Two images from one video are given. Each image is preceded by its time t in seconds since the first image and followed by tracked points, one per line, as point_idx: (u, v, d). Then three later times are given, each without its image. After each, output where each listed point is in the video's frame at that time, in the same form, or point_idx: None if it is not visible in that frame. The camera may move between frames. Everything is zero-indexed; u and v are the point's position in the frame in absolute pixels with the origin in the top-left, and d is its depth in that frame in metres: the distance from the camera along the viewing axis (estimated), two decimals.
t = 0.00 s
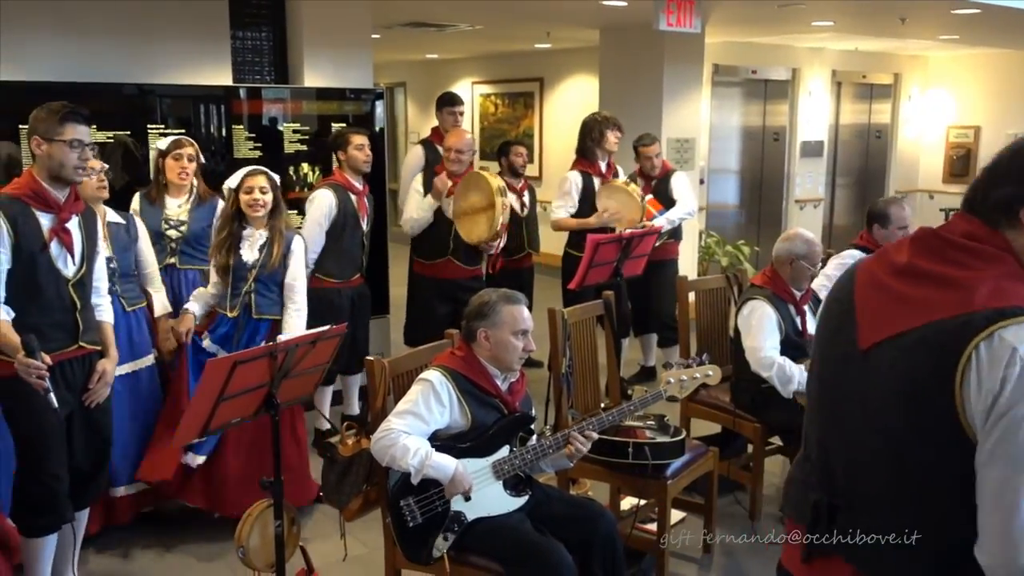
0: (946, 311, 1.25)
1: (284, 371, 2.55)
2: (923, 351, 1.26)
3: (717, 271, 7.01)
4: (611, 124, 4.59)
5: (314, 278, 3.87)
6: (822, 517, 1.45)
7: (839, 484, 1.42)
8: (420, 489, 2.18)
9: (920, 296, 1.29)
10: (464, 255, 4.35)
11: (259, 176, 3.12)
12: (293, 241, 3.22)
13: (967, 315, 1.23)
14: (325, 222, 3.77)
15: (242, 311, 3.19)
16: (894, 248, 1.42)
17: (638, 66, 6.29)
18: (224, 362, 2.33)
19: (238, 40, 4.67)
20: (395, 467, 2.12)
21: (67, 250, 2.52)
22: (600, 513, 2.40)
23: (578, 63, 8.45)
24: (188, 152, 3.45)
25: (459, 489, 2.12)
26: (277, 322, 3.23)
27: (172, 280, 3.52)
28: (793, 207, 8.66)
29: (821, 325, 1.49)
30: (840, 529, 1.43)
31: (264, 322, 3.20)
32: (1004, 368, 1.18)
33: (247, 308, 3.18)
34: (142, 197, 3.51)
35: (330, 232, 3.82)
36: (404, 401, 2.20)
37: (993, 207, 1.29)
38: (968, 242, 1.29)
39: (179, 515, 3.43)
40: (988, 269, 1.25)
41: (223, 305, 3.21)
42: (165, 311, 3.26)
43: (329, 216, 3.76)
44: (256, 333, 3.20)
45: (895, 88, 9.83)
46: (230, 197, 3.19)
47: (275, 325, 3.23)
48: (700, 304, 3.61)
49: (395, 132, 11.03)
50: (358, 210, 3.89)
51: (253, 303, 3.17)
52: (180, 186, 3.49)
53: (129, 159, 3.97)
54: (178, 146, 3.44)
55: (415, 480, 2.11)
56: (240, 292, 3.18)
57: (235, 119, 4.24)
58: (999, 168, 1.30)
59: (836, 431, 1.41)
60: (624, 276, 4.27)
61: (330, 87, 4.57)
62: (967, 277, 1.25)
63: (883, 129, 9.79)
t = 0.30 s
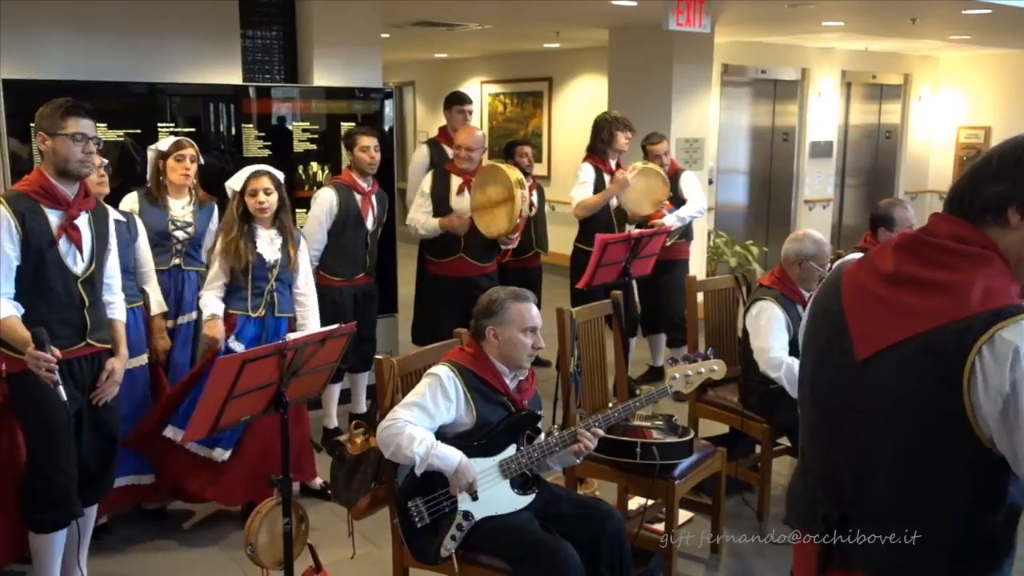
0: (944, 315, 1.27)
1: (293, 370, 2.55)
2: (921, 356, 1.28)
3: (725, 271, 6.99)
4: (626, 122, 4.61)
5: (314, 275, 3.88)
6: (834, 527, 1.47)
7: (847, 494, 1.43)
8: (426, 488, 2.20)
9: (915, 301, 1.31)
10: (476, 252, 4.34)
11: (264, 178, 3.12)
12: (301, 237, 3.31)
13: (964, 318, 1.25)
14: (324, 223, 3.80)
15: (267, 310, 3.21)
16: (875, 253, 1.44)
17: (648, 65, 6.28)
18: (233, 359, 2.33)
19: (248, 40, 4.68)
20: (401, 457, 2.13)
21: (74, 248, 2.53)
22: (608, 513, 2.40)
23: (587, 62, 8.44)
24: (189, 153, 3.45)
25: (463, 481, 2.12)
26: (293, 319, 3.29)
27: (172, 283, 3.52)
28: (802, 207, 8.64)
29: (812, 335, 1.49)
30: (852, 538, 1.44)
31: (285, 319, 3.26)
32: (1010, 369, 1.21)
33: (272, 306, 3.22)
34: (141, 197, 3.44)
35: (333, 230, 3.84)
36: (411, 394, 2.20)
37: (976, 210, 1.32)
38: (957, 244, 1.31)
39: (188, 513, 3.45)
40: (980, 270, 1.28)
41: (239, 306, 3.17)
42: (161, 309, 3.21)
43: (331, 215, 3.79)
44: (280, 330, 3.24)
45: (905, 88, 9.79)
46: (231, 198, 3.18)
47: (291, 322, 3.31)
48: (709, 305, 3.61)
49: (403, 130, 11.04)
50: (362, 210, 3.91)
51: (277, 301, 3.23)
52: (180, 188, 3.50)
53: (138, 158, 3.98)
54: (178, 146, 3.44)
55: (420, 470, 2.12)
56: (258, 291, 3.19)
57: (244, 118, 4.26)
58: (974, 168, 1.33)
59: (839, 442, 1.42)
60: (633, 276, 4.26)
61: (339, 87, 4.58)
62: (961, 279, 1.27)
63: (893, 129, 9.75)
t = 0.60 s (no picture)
0: (958, 301, 1.31)
1: (302, 367, 2.56)
2: (930, 339, 1.33)
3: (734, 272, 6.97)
4: (632, 122, 4.58)
5: (323, 275, 3.90)
6: (824, 497, 1.55)
7: (842, 467, 1.51)
8: (435, 488, 2.18)
9: (935, 286, 1.35)
10: (497, 255, 4.34)
11: (280, 175, 3.15)
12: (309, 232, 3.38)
13: (977, 305, 1.29)
14: (328, 225, 3.84)
15: (300, 302, 3.28)
16: (908, 242, 1.48)
17: (657, 65, 6.28)
18: (242, 357, 2.34)
19: (258, 38, 4.70)
20: (411, 463, 2.13)
21: (82, 247, 2.53)
22: (615, 513, 2.39)
23: (597, 62, 8.43)
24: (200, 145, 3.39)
25: (473, 489, 2.12)
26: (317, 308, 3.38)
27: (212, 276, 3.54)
28: (811, 207, 8.61)
29: (836, 316, 1.55)
30: (837, 513, 1.53)
31: (310, 309, 3.35)
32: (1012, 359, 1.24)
33: (302, 298, 3.30)
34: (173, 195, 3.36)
35: (337, 231, 3.86)
36: (420, 398, 2.20)
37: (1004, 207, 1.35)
38: (984, 237, 1.35)
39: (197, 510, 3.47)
40: (1002, 263, 1.31)
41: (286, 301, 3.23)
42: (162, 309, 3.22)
43: (334, 217, 3.82)
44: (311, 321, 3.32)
45: (915, 89, 9.75)
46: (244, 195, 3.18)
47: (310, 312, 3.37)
48: (718, 304, 3.61)
49: (412, 128, 11.05)
50: (365, 209, 3.92)
51: (304, 292, 3.32)
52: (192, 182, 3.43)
53: (147, 156, 3.99)
54: (188, 142, 3.36)
55: (429, 477, 2.11)
56: (291, 285, 3.26)
57: (253, 116, 4.27)
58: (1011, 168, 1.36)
59: (843, 416, 1.49)
60: (641, 276, 4.26)
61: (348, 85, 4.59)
62: (981, 269, 1.31)
63: (903, 130, 9.71)
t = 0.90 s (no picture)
0: (938, 286, 1.32)
1: (312, 366, 2.56)
2: (910, 321, 1.33)
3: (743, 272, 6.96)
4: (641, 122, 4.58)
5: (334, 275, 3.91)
6: (818, 478, 1.52)
7: (835, 447, 1.47)
8: (443, 488, 2.18)
9: (919, 276, 1.35)
10: (524, 255, 4.38)
11: (304, 176, 3.17)
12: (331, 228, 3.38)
13: (952, 286, 1.30)
14: (339, 222, 3.85)
15: (326, 299, 3.30)
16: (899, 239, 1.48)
17: (667, 65, 6.27)
18: (252, 356, 2.35)
19: (268, 38, 4.71)
20: (419, 463, 2.13)
21: (95, 244, 2.55)
22: (623, 512, 2.39)
23: (607, 62, 8.42)
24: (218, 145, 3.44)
25: (482, 489, 2.12)
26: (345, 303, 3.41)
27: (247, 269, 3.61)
28: (822, 208, 8.59)
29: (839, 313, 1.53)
30: (827, 495, 1.50)
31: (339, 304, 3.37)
32: (984, 333, 1.25)
33: (329, 294, 3.32)
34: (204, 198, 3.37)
35: (347, 230, 3.87)
36: (429, 398, 2.20)
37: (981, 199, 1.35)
38: (963, 228, 1.35)
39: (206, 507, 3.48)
40: (978, 249, 1.32)
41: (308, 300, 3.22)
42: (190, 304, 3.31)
43: (344, 215, 3.83)
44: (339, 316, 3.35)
45: (927, 89, 9.71)
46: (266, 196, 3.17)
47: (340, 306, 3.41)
48: (727, 304, 3.60)
49: (422, 126, 11.06)
50: (375, 209, 3.92)
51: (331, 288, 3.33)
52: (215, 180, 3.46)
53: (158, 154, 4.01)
54: (207, 143, 3.39)
55: (438, 477, 2.12)
56: (317, 282, 3.27)
57: (264, 116, 4.28)
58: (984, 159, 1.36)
59: (838, 398, 1.47)
60: (651, 276, 4.25)
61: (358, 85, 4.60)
62: (958, 258, 1.32)
63: (915, 130, 9.68)
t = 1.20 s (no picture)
0: (913, 289, 1.32)
1: (325, 364, 2.58)
2: (892, 328, 1.33)
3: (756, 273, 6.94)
4: (656, 123, 4.58)
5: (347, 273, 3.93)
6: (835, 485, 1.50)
7: (847, 454, 1.45)
8: (454, 485, 2.19)
9: (896, 281, 1.35)
10: (552, 253, 4.37)
11: (322, 173, 3.17)
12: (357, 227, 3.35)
13: (929, 288, 1.29)
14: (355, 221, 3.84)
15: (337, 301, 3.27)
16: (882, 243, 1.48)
17: (681, 65, 6.26)
18: (265, 355, 2.36)
19: (282, 37, 4.73)
20: (431, 458, 2.14)
21: (110, 241, 2.57)
22: (635, 513, 2.39)
23: (620, 62, 8.41)
24: (240, 148, 3.50)
25: (495, 480, 2.12)
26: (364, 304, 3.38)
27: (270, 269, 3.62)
28: (835, 208, 8.56)
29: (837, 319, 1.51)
30: (845, 501, 1.47)
31: (355, 307, 3.33)
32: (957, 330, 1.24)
33: (341, 297, 3.28)
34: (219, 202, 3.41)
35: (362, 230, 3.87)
36: (439, 396, 2.21)
37: (941, 190, 1.34)
38: (930, 226, 1.34)
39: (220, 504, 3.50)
40: (946, 246, 1.31)
41: (313, 301, 3.21)
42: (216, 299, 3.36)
43: (361, 213, 3.83)
44: (353, 318, 3.31)
45: (942, 90, 9.67)
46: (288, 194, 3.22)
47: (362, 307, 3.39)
48: (740, 305, 3.59)
49: (434, 125, 11.08)
50: (390, 210, 3.94)
51: (345, 292, 3.29)
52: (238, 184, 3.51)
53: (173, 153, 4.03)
54: (230, 147, 3.45)
55: (450, 472, 2.13)
56: (326, 284, 3.23)
57: (277, 115, 4.30)
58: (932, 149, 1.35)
59: (843, 403, 1.45)
60: (663, 277, 4.25)
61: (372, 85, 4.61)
62: (927, 260, 1.32)
63: (930, 131, 9.62)
